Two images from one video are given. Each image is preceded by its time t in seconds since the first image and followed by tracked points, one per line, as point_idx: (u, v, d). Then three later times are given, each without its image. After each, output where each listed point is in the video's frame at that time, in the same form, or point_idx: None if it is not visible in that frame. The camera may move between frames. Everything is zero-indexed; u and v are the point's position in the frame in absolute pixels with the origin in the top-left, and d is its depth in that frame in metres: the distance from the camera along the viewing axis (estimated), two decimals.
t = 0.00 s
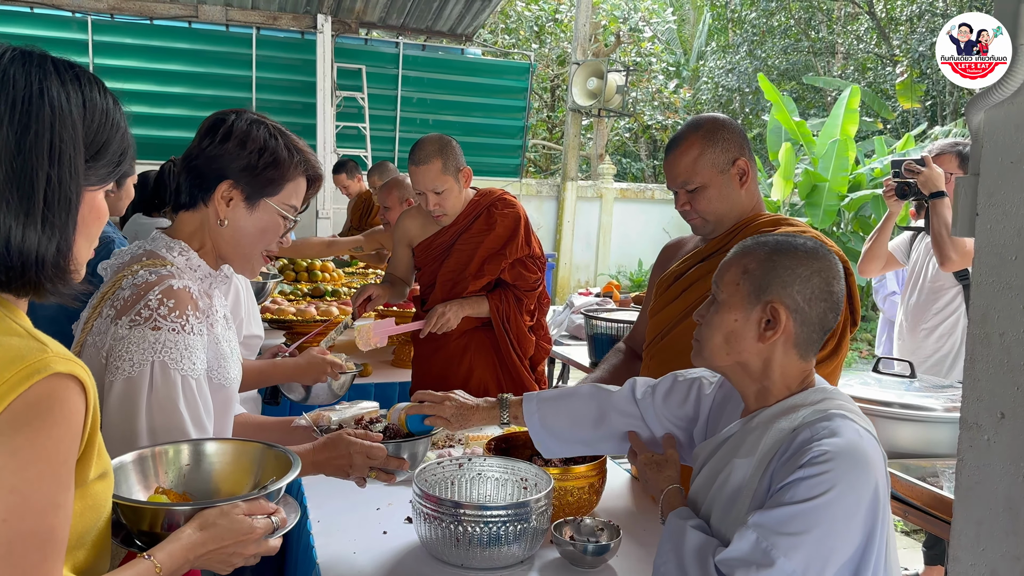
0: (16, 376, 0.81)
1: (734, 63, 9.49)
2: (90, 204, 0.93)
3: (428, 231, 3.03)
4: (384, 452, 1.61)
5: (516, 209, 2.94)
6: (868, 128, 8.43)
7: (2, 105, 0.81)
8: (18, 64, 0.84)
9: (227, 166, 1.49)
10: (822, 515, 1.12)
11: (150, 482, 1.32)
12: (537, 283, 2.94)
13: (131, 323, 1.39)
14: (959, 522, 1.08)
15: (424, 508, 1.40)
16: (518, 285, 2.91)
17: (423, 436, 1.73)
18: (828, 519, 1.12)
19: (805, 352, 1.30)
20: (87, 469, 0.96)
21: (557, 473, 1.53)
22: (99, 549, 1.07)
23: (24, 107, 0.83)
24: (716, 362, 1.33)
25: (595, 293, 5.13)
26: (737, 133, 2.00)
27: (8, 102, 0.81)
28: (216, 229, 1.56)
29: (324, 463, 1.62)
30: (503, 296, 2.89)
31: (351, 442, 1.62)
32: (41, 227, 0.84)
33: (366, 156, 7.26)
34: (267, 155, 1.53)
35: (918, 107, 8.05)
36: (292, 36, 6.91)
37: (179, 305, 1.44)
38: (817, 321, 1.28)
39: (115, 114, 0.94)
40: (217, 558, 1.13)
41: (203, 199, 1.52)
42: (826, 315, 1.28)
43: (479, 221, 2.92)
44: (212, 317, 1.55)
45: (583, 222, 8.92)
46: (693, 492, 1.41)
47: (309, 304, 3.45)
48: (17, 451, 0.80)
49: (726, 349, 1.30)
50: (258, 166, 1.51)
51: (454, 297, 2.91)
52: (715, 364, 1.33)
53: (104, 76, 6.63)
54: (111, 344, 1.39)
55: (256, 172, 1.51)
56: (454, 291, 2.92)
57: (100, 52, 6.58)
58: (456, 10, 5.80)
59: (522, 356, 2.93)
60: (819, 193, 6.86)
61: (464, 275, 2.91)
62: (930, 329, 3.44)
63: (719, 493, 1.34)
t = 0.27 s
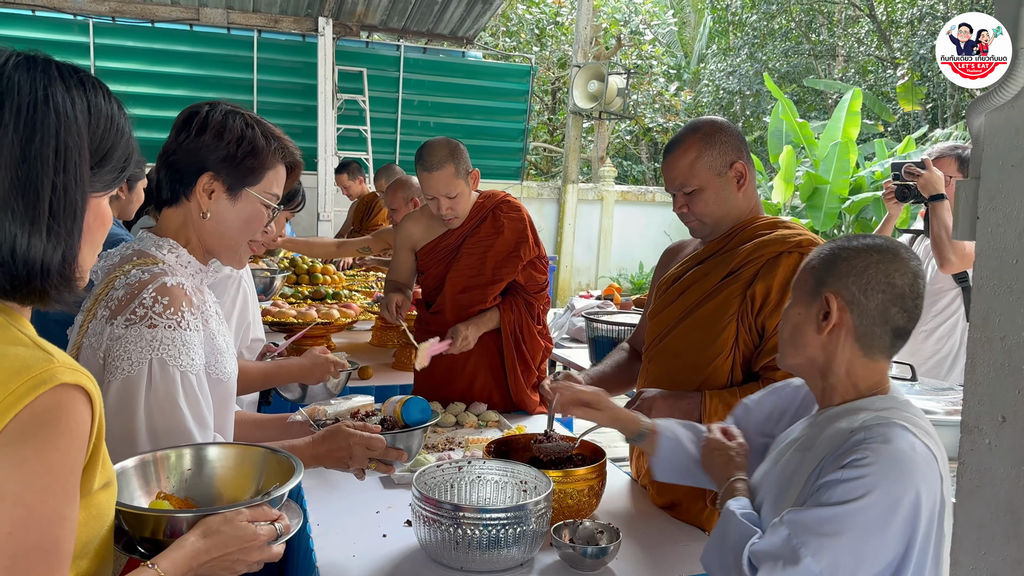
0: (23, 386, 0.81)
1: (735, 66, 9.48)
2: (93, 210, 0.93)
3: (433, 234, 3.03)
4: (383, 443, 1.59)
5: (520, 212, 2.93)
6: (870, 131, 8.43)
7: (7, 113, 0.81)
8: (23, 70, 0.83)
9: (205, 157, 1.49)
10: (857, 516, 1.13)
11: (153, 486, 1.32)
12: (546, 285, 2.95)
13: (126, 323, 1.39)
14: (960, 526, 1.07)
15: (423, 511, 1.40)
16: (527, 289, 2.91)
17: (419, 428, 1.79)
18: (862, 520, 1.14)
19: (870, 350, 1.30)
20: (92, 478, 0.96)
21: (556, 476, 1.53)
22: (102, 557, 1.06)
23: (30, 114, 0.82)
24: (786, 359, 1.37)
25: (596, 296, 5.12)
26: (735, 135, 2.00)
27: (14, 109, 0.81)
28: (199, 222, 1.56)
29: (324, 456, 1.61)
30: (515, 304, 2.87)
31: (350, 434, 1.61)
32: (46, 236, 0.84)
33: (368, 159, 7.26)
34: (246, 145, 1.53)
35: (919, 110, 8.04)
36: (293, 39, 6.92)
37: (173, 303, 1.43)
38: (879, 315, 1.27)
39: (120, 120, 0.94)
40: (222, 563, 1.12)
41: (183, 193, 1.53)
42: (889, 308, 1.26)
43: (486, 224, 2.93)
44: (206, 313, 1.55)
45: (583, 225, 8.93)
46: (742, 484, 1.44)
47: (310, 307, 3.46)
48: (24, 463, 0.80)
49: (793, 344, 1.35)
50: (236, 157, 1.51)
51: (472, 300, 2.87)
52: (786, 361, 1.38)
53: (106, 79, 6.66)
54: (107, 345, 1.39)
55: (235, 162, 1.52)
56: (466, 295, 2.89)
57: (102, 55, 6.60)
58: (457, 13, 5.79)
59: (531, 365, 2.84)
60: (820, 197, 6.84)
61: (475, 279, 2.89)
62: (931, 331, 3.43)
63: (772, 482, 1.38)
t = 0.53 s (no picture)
0: (35, 393, 0.80)
1: (735, 69, 9.48)
2: (101, 215, 0.93)
3: (439, 239, 2.98)
4: (381, 435, 1.64)
5: (524, 216, 2.94)
6: (871, 134, 8.43)
7: (17, 122, 0.80)
8: (32, 76, 0.83)
9: (207, 161, 1.50)
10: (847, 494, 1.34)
11: (162, 489, 1.33)
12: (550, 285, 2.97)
13: (133, 324, 1.39)
14: (962, 528, 1.07)
15: (424, 514, 1.41)
16: (536, 291, 2.93)
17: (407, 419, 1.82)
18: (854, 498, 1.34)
19: (899, 343, 1.44)
20: (104, 484, 0.97)
21: (558, 479, 1.53)
22: (112, 559, 1.06)
23: (40, 122, 0.82)
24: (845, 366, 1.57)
25: (597, 299, 5.12)
26: (735, 139, 2.00)
27: (24, 118, 0.80)
28: (198, 223, 1.56)
29: (324, 449, 1.63)
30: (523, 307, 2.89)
31: (349, 427, 1.64)
32: (56, 243, 0.84)
33: (369, 161, 7.27)
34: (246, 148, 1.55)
35: (920, 113, 8.04)
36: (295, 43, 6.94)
37: (178, 302, 1.44)
38: (887, 307, 1.45)
39: (129, 123, 0.93)
40: (232, 564, 1.12)
41: (183, 193, 1.52)
42: (895, 300, 1.43)
43: (493, 228, 2.93)
44: (207, 311, 1.56)
45: (584, 228, 8.93)
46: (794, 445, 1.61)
47: (311, 310, 3.46)
48: (40, 469, 0.80)
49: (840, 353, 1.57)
50: (239, 158, 1.53)
51: (489, 303, 2.83)
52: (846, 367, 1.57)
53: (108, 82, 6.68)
54: (115, 347, 1.39)
55: (238, 163, 1.53)
56: (483, 297, 2.85)
57: (104, 58, 6.62)
58: (459, 16, 5.79)
59: (540, 363, 2.83)
60: (822, 200, 6.85)
61: (492, 282, 2.87)
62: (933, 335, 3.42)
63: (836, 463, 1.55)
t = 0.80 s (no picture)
0: (53, 397, 0.80)
1: (736, 72, 9.50)
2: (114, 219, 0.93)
3: (445, 243, 2.95)
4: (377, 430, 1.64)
5: (528, 219, 2.94)
6: (871, 137, 8.43)
7: (31, 128, 0.80)
8: (45, 83, 0.83)
9: (206, 163, 1.51)
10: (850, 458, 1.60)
11: (175, 488, 1.34)
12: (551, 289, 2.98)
13: (148, 325, 1.41)
14: (965, 532, 1.07)
15: (427, 517, 1.41)
16: (536, 296, 2.94)
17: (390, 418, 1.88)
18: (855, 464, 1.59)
19: (938, 335, 1.59)
20: (122, 484, 0.97)
21: (561, 482, 1.53)
22: (129, 559, 1.07)
23: (53, 127, 0.82)
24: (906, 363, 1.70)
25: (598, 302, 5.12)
26: (736, 143, 2.01)
27: (37, 124, 0.81)
28: (198, 223, 1.57)
29: (321, 445, 1.63)
30: (524, 311, 2.91)
31: (345, 423, 1.65)
32: (71, 248, 0.84)
33: (370, 165, 7.28)
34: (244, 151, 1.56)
35: (921, 116, 8.04)
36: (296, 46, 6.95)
37: (190, 303, 1.45)
38: (920, 303, 1.60)
39: (140, 129, 0.94)
40: (244, 565, 1.12)
41: (183, 193, 1.53)
42: (924, 295, 1.58)
43: (498, 232, 2.92)
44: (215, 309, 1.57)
45: (585, 231, 8.94)
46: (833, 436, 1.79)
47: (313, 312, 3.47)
48: (63, 470, 0.80)
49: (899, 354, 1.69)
50: (238, 160, 1.55)
51: (494, 307, 2.84)
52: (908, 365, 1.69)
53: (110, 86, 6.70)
54: (131, 349, 1.40)
55: (236, 166, 1.55)
56: (488, 301, 2.86)
57: (106, 62, 6.64)
58: (460, 19, 5.80)
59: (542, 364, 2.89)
60: (823, 203, 6.86)
61: (495, 286, 2.88)
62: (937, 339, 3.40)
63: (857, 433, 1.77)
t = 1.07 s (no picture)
0: (71, 398, 0.81)
1: (736, 76, 9.51)
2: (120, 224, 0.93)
3: (448, 247, 2.95)
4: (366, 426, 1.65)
5: (530, 222, 2.94)
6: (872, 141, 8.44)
7: (39, 136, 0.81)
8: (52, 91, 0.84)
9: (201, 164, 1.51)
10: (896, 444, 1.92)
11: (182, 485, 1.35)
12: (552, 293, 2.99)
13: (161, 320, 1.46)
14: (964, 535, 1.07)
15: (426, 520, 1.41)
16: (538, 300, 2.95)
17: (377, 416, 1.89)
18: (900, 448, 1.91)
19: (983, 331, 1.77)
20: (134, 483, 0.97)
21: (561, 485, 1.53)
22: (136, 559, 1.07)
23: (58, 135, 0.82)
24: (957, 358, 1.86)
25: (599, 305, 5.12)
26: (741, 146, 2.01)
27: (44, 132, 0.81)
28: (192, 222, 1.58)
29: (313, 443, 1.65)
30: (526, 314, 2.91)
31: (336, 421, 1.65)
32: (78, 253, 0.84)
33: (371, 168, 7.29)
34: (237, 155, 1.57)
35: (921, 120, 8.04)
36: (297, 50, 6.97)
37: (200, 299, 1.52)
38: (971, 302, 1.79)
39: (146, 134, 0.94)
40: (253, 563, 1.13)
41: (177, 194, 1.53)
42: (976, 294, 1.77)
43: (501, 235, 2.92)
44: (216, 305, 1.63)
45: (586, 234, 8.95)
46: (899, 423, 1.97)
47: (313, 315, 3.47)
48: (83, 469, 0.81)
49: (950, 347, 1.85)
50: (229, 165, 1.55)
51: (496, 311, 2.85)
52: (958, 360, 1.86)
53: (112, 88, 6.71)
54: (144, 343, 1.45)
55: (229, 169, 1.55)
56: (491, 305, 2.87)
57: (107, 65, 6.65)
58: (461, 23, 5.81)
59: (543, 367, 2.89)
60: (824, 206, 6.89)
61: (497, 289, 2.89)
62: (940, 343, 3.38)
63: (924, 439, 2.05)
